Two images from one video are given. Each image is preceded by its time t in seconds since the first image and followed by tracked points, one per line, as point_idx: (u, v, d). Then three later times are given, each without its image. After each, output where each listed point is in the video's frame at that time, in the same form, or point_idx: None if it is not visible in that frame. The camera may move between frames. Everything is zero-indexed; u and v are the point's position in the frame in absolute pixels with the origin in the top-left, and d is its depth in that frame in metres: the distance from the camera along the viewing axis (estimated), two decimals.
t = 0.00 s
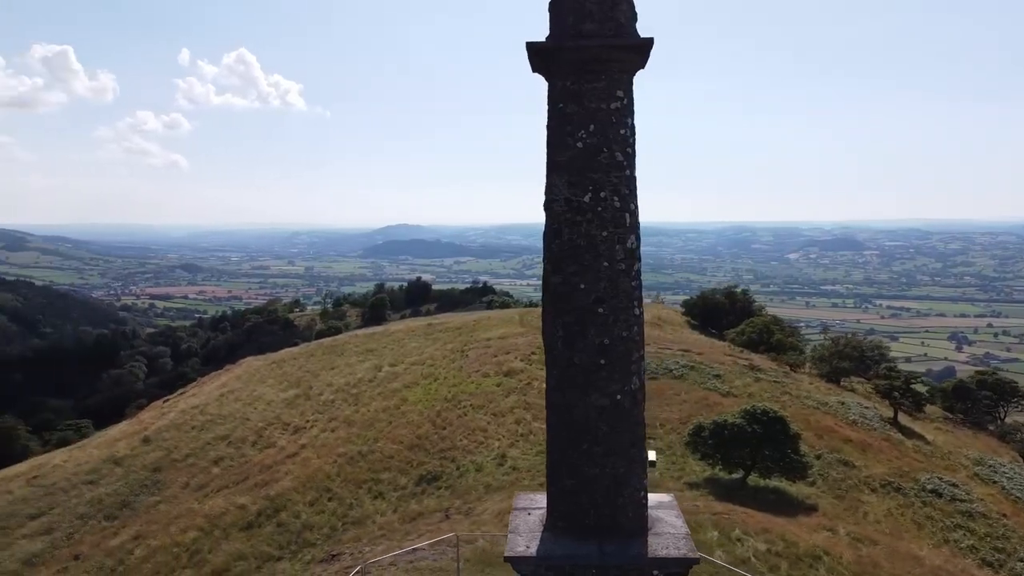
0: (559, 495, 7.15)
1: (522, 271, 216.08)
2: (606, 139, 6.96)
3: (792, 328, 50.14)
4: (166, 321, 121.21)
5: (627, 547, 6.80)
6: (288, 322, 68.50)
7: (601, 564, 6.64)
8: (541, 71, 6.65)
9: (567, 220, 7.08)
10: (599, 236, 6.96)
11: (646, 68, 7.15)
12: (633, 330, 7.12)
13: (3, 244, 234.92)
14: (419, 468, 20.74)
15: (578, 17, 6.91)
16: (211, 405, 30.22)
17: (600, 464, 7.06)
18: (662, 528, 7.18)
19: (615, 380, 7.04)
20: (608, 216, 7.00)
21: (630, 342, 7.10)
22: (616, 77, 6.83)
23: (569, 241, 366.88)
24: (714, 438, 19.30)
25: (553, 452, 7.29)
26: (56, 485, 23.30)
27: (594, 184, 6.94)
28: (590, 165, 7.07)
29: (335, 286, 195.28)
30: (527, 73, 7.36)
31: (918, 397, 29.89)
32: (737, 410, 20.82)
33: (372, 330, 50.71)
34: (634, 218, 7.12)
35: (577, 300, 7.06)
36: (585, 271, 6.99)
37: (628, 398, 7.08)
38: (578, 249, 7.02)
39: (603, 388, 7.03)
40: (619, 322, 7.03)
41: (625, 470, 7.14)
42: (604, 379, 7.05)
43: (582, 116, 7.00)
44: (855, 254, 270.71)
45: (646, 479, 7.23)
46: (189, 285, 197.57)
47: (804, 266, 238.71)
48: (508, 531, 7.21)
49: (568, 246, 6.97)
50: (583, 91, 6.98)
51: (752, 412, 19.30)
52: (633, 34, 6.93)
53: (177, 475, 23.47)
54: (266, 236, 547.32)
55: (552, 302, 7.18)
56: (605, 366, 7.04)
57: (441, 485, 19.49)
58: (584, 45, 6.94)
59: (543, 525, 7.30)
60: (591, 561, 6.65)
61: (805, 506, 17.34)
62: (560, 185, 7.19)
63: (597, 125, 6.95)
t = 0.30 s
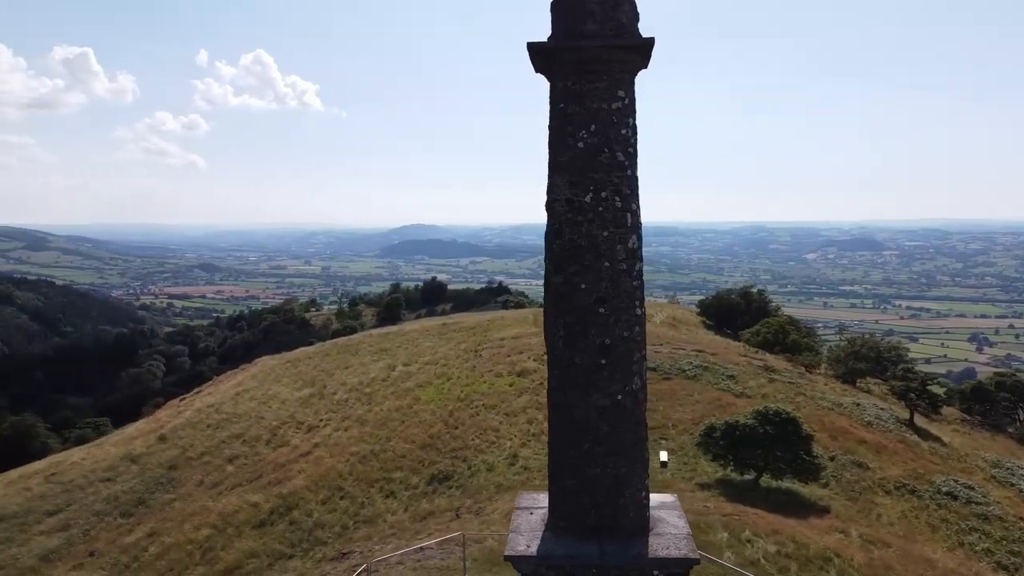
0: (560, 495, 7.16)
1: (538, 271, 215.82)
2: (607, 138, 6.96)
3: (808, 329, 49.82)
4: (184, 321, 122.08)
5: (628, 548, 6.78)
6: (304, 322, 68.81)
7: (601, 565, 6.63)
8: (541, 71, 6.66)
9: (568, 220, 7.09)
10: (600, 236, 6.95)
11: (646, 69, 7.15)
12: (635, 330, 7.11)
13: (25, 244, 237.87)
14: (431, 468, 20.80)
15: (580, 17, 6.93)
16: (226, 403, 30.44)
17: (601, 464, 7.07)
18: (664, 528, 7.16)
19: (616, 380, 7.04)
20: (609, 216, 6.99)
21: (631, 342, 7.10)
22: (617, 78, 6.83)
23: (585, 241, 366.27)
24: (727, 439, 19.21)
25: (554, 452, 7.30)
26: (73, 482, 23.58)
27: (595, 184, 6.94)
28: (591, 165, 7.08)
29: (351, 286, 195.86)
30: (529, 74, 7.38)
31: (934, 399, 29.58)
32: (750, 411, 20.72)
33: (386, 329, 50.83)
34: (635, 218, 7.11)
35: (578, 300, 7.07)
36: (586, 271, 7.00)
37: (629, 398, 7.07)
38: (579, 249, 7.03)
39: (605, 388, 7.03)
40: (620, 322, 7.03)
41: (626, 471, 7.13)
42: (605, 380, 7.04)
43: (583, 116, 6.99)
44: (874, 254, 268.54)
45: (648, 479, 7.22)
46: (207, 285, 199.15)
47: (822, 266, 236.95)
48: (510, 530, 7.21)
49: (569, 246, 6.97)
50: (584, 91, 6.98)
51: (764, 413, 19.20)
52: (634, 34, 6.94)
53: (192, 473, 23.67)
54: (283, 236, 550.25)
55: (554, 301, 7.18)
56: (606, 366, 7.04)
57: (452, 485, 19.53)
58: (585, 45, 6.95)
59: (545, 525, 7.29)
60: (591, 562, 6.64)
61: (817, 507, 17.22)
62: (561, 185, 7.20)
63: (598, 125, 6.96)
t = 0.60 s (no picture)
0: (562, 495, 7.17)
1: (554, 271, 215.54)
2: (608, 139, 6.96)
3: (825, 329, 49.48)
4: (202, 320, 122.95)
5: (629, 548, 6.75)
6: (320, 322, 69.12)
7: (602, 565, 6.62)
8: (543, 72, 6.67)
9: (570, 220, 7.09)
10: (602, 237, 6.96)
11: (648, 68, 7.14)
12: (636, 330, 7.11)
13: (46, 244, 240.66)
14: (443, 467, 20.84)
15: (581, 18, 6.95)
16: (242, 402, 30.67)
17: (602, 464, 7.07)
18: (666, 528, 7.13)
19: (617, 380, 7.04)
20: (610, 216, 7.00)
21: (633, 342, 7.09)
22: (618, 78, 6.84)
23: (601, 241, 365.32)
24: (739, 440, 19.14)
25: (555, 451, 7.30)
26: (91, 480, 23.85)
27: (597, 184, 6.95)
28: (593, 165, 7.08)
29: (368, 286, 196.86)
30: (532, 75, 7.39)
31: (952, 401, 29.23)
32: (763, 412, 20.61)
33: (401, 329, 50.99)
34: (637, 218, 7.10)
35: (580, 300, 7.08)
36: (587, 271, 7.00)
37: (630, 398, 7.07)
38: (580, 249, 7.03)
39: (606, 388, 7.03)
40: (621, 322, 7.03)
41: (627, 471, 7.12)
42: (606, 380, 7.05)
43: (585, 117, 6.99)
44: (893, 255, 266.34)
45: (649, 480, 7.20)
46: (225, 285, 200.76)
47: (840, 266, 235.29)
48: (511, 530, 7.20)
49: (570, 246, 6.98)
50: (586, 91, 6.98)
51: (777, 414, 19.12)
52: (636, 34, 6.94)
53: (207, 471, 23.86)
54: (301, 236, 553.16)
55: (555, 302, 7.20)
56: (607, 367, 7.04)
57: (464, 484, 19.57)
58: (587, 46, 6.96)
59: (547, 524, 7.29)
60: (591, 561, 6.63)
61: (830, 509, 17.12)
62: (563, 185, 7.21)
63: (600, 125, 6.96)
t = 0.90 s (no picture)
0: (564, 495, 7.16)
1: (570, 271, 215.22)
2: (610, 139, 6.96)
3: (842, 330, 49.13)
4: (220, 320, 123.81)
5: (630, 547, 6.74)
6: (336, 322, 69.42)
7: (603, 565, 6.60)
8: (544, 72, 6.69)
9: (572, 220, 7.10)
10: (603, 237, 6.96)
11: (651, 68, 7.13)
12: (638, 330, 7.11)
13: (67, 244, 243.31)
14: (455, 467, 20.88)
15: (583, 18, 6.95)
16: (257, 401, 30.87)
17: (603, 464, 7.07)
18: (668, 529, 7.11)
19: (619, 380, 7.04)
20: (612, 216, 7.00)
21: (635, 342, 7.09)
22: (620, 78, 6.84)
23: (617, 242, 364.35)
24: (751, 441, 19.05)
25: (557, 451, 7.30)
26: (107, 478, 24.11)
27: (598, 184, 6.96)
28: (595, 166, 7.09)
29: (384, 286, 197.51)
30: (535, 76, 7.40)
31: (969, 403, 28.92)
32: (775, 414, 20.51)
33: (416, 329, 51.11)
34: (639, 219, 7.11)
35: (581, 300, 7.08)
36: (589, 271, 7.00)
37: (632, 399, 7.06)
38: (582, 250, 7.04)
39: (607, 389, 7.02)
40: (622, 322, 7.02)
41: (629, 471, 7.11)
42: (608, 379, 7.04)
43: (587, 117, 6.99)
44: (913, 255, 264.15)
45: (651, 480, 7.18)
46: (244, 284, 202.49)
47: (859, 266, 233.57)
48: (514, 529, 7.21)
49: (571, 246, 6.98)
50: (587, 92, 6.98)
51: (789, 416, 19.00)
52: (638, 34, 6.94)
53: (221, 469, 24.03)
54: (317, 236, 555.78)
55: (557, 302, 7.21)
56: (609, 367, 7.04)
57: (475, 484, 19.59)
58: (590, 46, 6.96)
59: (549, 524, 7.29)
60: (592, 561, 6.62)
61: (843, 511, 17.01)
62: (565, 185, 7.22)
63: (601, 126, 6.96)
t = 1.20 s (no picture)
0: (567, 495, 7.17)
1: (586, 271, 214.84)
2: (612, 139, 6.96)
3: (860, 331, 48.73)
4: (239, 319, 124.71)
5: (630, 547, 6.73)
6: (352, 322, 69.79)
7: (605, 564, 6.59)
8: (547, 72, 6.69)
9: (575, 220, 7.10)
10: (605, 237, 6.95)
11: (653, 69, 7.13)
12: (640, 330, 7.11)
13: (88, 244, 245.89)
14: (467, 466, 20.93)
15: (585, 19, 6.96)
16: (273, 400, 31.08)
17: (606, 464, 7.06)
18: (670, 529, 7.09)
19: (621, 380, 7.03)
20: (614, 216, 6.99)
21: (637, 342, 7.09)
22: (621, 78, 6.83)
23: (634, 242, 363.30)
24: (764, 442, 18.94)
25: (559, 451, 7.30)
26: (124, 475, 24.37)
27: (600, 185, 6.96)
28: (597, 166, 7.10)
29: (401, 286, 198.24)
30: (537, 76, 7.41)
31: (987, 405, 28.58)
32: (788, 415, 20.42)
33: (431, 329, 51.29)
34: (641, 219, 7.11)
35: (583, 300, 7.09)
36: (591, 270, 7.01)
37: (634, 399, 7.06)
38: (584, 250, 7.04)
39: (609, 389, 7.02)
40: (624, 323, 7.03)
41: (631, 471, 7.10)
42: (610, 380, 7.03)
43: (589, 117, 7.00)
44: (934, 255, 261.54)
45: (653, 481, 7.17)
46: (262, 284, 203.78)
47: (878, 266, 231.59)
48: (517, 527, 7.22)
49: (574, 246, 6.98)
50: (589, 92, 6.98)
51: (802, 416, 18.90)
52: (640, 34, 6.94)
53: (237, 467, 24.19)
54: (334, 237, 558.40)
55: (559, 302, 7.22)
56: (611, 366, 7.03)
57: (486, 484, 19.59)
58: (591, 46, 6.96)
59: (552, 523, 7.31)
60: (593, 560, 6.61)
61: (855, 513, 16.88)
62: (568, 185, 7.24)
63: (603, 126, 6.98)
